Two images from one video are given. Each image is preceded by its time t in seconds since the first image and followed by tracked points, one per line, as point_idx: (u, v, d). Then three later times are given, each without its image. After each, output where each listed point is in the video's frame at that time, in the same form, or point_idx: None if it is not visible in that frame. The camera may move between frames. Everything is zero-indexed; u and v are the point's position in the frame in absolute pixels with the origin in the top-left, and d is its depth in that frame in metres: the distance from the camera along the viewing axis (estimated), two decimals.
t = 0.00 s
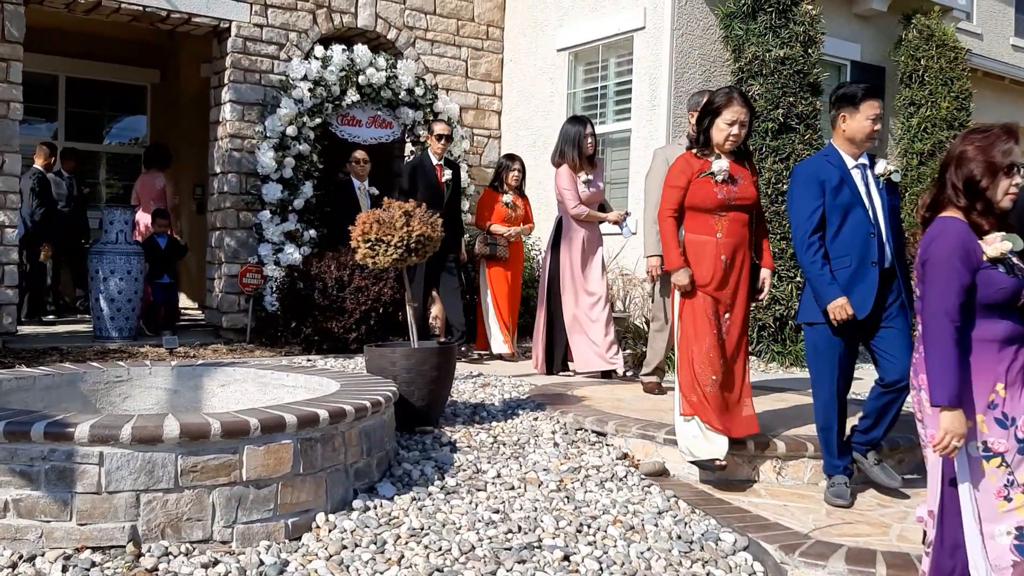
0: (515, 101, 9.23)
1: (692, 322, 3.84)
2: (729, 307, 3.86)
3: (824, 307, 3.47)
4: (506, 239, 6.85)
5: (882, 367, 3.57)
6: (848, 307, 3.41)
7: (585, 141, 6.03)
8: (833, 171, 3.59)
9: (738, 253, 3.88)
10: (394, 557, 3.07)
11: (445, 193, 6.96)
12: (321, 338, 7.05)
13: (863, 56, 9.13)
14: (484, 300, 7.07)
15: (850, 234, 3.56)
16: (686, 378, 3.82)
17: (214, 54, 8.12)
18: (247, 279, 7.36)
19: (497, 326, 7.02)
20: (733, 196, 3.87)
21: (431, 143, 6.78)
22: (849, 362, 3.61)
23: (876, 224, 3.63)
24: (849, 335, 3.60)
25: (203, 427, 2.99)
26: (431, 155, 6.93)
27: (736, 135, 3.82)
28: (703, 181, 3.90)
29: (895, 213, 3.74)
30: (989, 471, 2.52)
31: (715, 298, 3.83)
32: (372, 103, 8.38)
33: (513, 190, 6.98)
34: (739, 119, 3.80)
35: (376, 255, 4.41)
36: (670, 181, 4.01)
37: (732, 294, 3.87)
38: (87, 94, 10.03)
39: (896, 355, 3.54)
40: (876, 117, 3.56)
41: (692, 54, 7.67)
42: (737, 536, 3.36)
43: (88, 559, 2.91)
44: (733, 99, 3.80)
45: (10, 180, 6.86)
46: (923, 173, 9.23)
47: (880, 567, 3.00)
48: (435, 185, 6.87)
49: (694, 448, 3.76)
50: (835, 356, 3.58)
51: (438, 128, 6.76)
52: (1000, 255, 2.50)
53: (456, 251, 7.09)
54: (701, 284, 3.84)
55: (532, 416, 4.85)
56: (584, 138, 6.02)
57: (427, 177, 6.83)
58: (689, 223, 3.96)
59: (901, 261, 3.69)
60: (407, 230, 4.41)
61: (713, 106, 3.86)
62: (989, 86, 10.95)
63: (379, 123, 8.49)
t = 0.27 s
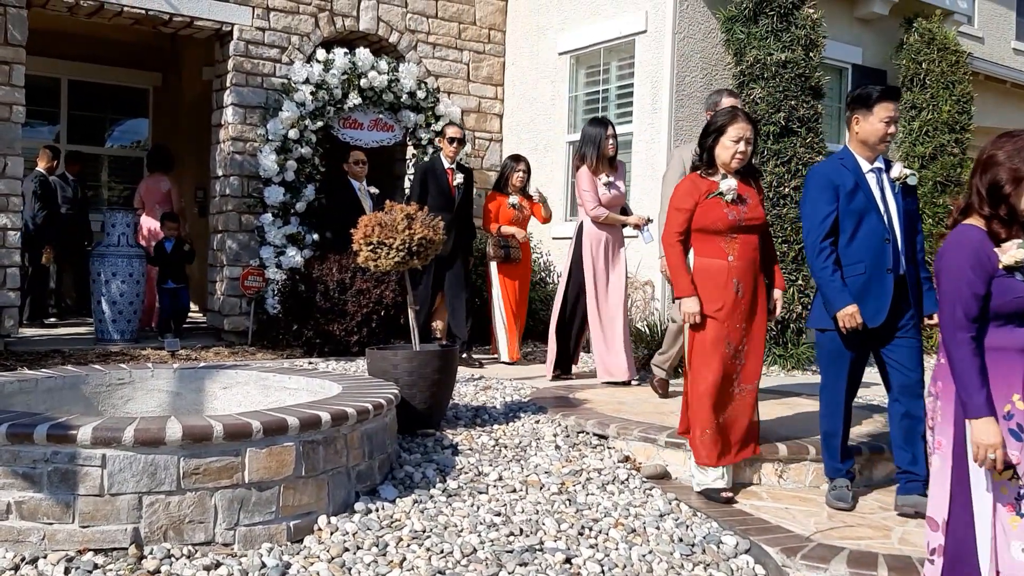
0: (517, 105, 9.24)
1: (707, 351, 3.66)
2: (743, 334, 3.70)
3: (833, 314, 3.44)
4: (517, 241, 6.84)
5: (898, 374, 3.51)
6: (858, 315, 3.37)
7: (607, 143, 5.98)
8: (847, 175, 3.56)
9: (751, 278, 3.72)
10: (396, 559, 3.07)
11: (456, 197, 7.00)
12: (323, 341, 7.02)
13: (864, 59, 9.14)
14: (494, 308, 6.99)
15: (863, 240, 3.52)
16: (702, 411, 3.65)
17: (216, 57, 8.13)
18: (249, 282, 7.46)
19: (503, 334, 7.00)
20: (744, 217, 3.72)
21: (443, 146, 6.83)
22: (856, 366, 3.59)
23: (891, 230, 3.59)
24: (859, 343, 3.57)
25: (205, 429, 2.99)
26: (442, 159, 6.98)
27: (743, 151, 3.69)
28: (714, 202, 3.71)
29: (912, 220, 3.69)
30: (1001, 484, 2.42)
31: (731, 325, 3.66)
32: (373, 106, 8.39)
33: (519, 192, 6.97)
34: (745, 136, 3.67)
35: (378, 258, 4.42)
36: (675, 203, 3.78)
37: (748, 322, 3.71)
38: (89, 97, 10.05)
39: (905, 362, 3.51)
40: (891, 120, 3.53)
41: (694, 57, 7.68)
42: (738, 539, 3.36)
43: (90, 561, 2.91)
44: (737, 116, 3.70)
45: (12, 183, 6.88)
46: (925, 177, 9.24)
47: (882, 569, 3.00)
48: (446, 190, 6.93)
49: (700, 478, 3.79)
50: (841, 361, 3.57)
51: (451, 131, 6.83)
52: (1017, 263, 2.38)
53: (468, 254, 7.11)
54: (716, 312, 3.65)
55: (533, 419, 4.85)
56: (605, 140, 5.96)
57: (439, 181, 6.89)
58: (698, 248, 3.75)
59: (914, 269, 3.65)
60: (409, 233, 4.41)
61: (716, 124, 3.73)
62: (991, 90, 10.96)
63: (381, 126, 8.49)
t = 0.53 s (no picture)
0: (519, 109, 9.25)
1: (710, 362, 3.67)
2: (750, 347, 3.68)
3: (859, 322, 3.38)
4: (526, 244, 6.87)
5: (912, 389, 3.48)
6: (884, 324, 3.32)
7: (627, 142, 5.80)
8: (874, 180, 3.52)
9: (756, 288, 3.71)
10: (397, 563, 3.06)
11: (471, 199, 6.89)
12: (325, 344, 7.04)
13: (866, 63, 9.15)
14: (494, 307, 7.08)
15: (889, 246, 3.48)
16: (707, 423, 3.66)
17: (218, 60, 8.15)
18: (251, 285, 7.44)
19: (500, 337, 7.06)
20: (749, 226, 3.70)
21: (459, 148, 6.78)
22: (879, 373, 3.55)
23: (918, 235, 3.55)
24: (884, 352, 3.52)
25: (207, 433, 2.99)
26: (457, 160, 6.90)
27: (752, 156, 3.69)
28: (717, 211, 3.73)
29: (939, 225, 3.65)
30: None
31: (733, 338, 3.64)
32: (375, 109, 8.40)
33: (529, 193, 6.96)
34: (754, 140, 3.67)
35: (380, 261, 4.42)
36: (680, 213, 3.82)
37: (754, 333, 3.69)
38: (91, 100, 10.06)
39: (921, 377, 3.47)
40: (917, 121, 3.48)
41: (696, 61, 7.69)
42: (740, 543, 3.36)
43: (93, 564, 2.91)
44: (746, 120, 3.68)
45: (15, 186, 6.89)
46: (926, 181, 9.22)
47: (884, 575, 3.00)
48: (461, 192, 6.85)
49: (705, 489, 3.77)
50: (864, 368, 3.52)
51: (466, 133, 6.77)
52: None
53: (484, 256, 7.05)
54: (717, 324, 3.67)
55: (535, 423, 4.85)
56: (625, 139, 5.78)
57: (453, 183, 6.81)
58: (703, 258, 3.77)
59: (942, 275, 3.61)
60: (412, 237, 4.42)
61: (726, 128, 3.74)
62: (993, 94, 10.97)
63: (383, 130, 8.48)
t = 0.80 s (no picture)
0: (520, 110, 9.24)
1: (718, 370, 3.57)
2: (764, 354, 3.53)
3: (881, 327, 3.34)
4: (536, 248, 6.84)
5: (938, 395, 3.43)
6: (905, 330, 3.28)
7: (638, 144, 5.62)
8: (902, 180, 3.43)
9: (769, 292, 3.55)
10: (397, 566, 3.05)
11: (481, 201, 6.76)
12: (324, 346, 7.04)
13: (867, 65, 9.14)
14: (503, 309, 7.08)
15: (916, 249, 3.40)
16: (717, 432, 3.58)
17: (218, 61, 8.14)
18: (251, 287, 7.40)
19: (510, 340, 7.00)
20: (760, 229, 3.52)
21: (467, 148, 6.52)
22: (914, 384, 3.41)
23: (947, 239, 3.47)
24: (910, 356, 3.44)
25: (207, 435, 2.98)
26: (467, 162, 6.71)
27: (765, 156, 3.54)
28: (726, 214, 3.58)
29: (968, 226, 3.57)
30: None
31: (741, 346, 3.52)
32: (376, 111, 8.39)
33: (541, 196, 6.96)
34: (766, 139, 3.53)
35: (380, 263, 4.41)
36: (691, 216, 3.69)
37: (769, 340, 3.53)
38: (91, 102, 10.05)
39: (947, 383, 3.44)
40: (954, 120, 3.39)
41: (698, 63, 7.67)
42: (742, 546, 3.35)
43: (91, 566, 2.90)
44: (758, 118, 3.56)
45: (15, 188, 6.88)
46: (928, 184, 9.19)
47: None
48: (470, 193, 6.69)
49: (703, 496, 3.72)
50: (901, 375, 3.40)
51: (474, 134, 6.54)
52: None
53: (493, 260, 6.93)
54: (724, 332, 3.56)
55: (536, 425, 4.83)
56: (636, 140, 5.61)
57: (462, 185, 6.62)
58: (714, 262, 3.64)
59: (971, 279, 3.54)
60: (412, 238, 4.41)
61: (738, 128, 3.60)
62: (995, 95, 10.95)
63: (383, 131, 8.47)
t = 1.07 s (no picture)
0: (521, 114, 9.25)
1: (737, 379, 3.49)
2: (784, 364, 3.44)
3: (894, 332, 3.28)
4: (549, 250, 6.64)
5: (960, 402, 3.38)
6: (920, 336, 3.22)
7: (646, 147, 5.45)
8: (919, 182, 3.34)
9: (792, 299, 3.44)
10: (398, 568, 3.06)
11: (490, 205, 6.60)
12: (326, 349, 7.05)
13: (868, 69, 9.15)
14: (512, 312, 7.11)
15: (933, 253, 3.31)
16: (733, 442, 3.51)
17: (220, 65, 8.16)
18: (252, 290, 7.42)
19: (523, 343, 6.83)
20: (783, 234, 3.41)
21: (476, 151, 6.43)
22: (944, 395, 3.30)
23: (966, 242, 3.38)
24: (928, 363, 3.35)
25: (208, 437, 2.99)
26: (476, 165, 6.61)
27: (782, 156, 3.45)
28: (749, 218, 3.46)
29: (986, 230, 3.47)
30: None
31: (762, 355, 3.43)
32: (378, 115, 8.41)
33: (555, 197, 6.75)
34: (784, 138, 3.45)
35: (381, 266, 4.42)
36: (712, 219, 3.57)
37: (789, 349, 3.45)
38: (94, 106, 10.08)
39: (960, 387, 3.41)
40: (977, 121, 3.33)
41: (699, 67, 7.69)
42: (742, 549, 3.35)
43: (93, 568, 2.90)
44: (773, 120, 3.48)
45: (17, 191, 6.90)
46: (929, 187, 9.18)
47: None
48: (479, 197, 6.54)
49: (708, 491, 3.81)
50: (931, 383, 3.27)
51: (484, 136, 6.44)
52: None
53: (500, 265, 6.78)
54: (744, 340, 3.46)
55: (536, 428, 4.84)
56: (645, 143, 5.45)
57: (471, 188, 6.51)
58: (735, 267, 3.53)
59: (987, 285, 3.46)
60: (412, 241, 4.42)
61: (754, 130, 3.52)
62: (996, 99, 10.96)
63: (385, 135, 8.46)
